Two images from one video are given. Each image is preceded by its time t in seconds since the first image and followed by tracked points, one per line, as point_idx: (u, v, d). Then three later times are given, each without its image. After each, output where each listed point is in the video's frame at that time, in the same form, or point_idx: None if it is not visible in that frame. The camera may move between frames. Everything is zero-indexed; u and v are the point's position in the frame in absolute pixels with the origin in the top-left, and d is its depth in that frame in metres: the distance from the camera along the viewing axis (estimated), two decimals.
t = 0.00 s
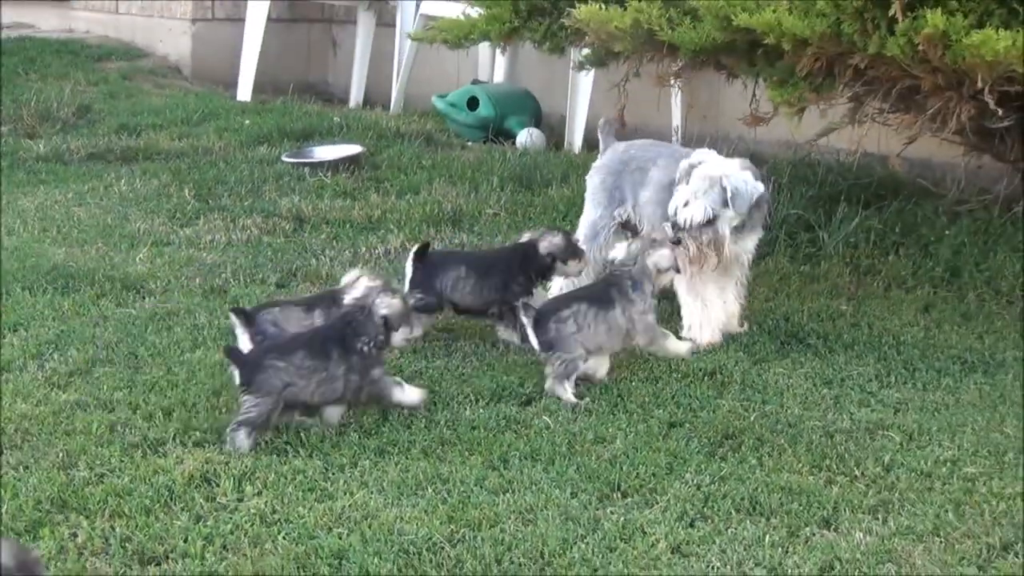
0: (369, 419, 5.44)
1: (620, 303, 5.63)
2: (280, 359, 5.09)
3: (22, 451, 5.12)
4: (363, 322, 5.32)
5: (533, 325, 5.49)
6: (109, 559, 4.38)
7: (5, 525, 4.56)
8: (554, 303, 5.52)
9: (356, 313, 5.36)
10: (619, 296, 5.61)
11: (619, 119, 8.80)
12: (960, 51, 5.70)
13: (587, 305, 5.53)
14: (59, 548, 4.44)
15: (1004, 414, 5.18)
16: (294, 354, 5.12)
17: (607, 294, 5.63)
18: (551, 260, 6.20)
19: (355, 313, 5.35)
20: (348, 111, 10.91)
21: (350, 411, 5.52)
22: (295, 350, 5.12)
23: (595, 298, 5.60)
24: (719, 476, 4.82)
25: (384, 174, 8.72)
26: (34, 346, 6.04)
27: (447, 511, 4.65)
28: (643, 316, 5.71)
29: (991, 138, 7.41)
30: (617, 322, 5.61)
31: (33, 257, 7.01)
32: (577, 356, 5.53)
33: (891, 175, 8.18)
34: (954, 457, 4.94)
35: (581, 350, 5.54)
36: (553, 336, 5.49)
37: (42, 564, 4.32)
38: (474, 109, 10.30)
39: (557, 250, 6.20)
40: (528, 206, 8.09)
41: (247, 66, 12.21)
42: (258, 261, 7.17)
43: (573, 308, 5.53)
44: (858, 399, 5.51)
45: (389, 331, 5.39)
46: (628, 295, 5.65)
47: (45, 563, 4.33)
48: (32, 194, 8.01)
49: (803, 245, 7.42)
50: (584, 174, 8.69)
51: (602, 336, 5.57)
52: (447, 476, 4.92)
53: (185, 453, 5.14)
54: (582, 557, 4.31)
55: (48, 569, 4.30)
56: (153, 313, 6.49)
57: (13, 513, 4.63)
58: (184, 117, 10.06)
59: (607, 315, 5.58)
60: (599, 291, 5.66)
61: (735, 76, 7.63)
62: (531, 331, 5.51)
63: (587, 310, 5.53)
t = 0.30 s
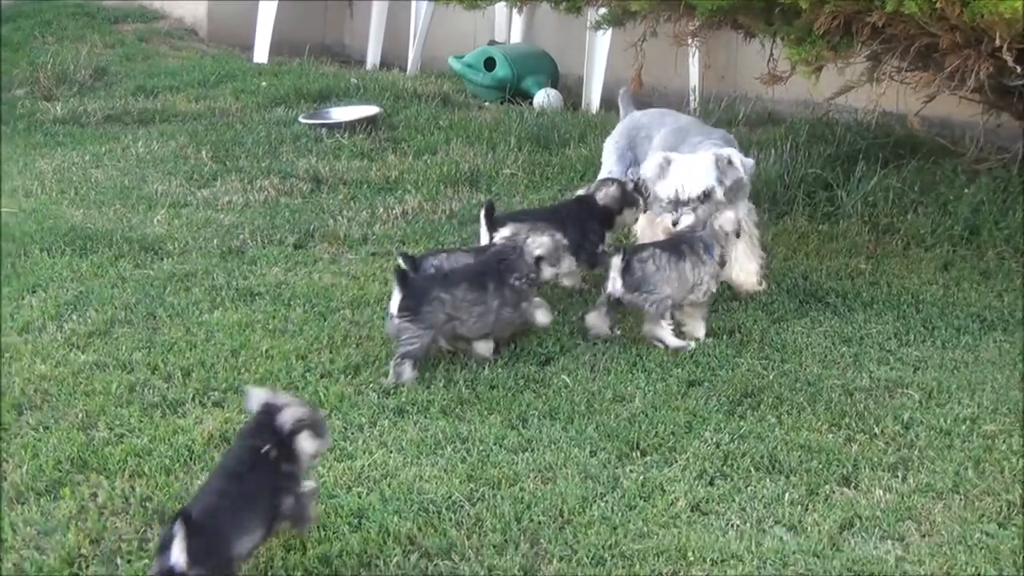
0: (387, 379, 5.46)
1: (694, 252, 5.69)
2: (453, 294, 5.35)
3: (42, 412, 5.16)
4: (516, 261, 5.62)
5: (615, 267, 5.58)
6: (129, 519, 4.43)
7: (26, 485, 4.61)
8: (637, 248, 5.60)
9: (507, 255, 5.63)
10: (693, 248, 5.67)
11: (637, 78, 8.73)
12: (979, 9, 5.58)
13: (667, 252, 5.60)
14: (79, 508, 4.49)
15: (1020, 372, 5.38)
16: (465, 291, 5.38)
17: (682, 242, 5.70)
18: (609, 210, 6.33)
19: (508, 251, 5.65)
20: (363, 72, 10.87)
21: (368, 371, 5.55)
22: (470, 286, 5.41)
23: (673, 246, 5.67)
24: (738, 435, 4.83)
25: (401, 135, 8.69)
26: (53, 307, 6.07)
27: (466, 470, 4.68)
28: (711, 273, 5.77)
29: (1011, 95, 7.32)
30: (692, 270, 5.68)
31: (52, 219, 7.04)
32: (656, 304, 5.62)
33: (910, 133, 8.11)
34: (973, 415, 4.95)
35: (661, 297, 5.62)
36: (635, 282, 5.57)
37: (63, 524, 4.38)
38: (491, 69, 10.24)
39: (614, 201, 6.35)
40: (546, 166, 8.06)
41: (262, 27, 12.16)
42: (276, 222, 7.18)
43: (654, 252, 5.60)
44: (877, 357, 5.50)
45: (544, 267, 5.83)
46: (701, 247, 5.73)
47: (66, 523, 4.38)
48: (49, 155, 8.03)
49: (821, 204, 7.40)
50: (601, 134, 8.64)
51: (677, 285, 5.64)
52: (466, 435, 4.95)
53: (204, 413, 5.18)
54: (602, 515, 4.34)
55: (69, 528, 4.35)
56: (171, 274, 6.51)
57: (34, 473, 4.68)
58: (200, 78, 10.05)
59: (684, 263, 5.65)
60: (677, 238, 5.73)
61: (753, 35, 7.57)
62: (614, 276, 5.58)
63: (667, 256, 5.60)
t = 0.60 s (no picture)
0: (405, 360, 5.47)
1: (737, 247, 5.58)
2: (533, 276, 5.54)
3: (61, 388, 5.20)
4: (608, 223, 5.65)
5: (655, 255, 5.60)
6: (146, 497, 4.46)
7: (44, 461, 4.65)
8: (675, 238, 5.56)
9: (599, 216, 5.66)
10: (735, 242, 5.56)
11: (658, 60, 8.68)
12: None
13: (706, 245, 5.52)
14: (97, 485, 4.53)
15: None
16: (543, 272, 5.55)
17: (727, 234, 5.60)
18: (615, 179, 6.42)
19: (599, 214, 5.65)
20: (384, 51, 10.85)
21: (385, 351, 5.56)
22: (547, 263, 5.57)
23: (715, 238, 5.57)
24: (756, 419, 4.83)
25: (421, 115, 8.67)
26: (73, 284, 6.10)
27: (483, 451, 4.69)
28: (757, 271, 5.65)
29: None
30: (734, 265, 5.58)
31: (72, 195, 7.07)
32: (690, 295, 5.53)
33: (933, 118, 8.03)
34: (992, 403, 4.93)
35: (696, 288, 5.54)
36: (668, 272, 5.55)
37: (81, 500, 4.43)
38: (512, 50, 10.21)
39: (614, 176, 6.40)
40: (565, 148, 8.03)
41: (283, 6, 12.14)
42: (295, 201, 7.19)
43: (691, 244, 5.54)
44: (896, 343, 5.48)
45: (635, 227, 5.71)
46: (746, 241, 5.61)
47: (83, 500, 4.43)
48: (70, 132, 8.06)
49: (841, 189, 7.35)
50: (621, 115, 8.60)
51: (714, 278, 5.57)
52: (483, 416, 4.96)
53: (222, 391, 5.21)
54: (618, 498, 4.35)
55: (86, 505, 4.39)
56: (190, 252, 6.53)
57: (51, 450, 4.72)
58: (221, 56, 10.05)
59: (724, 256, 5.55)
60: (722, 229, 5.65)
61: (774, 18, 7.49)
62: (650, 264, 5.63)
63: (706, 249, 5.53)
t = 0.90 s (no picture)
0: (408, 356, 5.47)
1: (770, 247, 5.50)
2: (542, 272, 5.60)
3: (63, 381, 5.21)
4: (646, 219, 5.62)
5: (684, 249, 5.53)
6: (148, 491, 4.47)
7: (46, 454, 4.66)
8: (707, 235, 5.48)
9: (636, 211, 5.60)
10: (767, 243, 5.47)
11: (663, 59, 8.68)
12: None
13: (737, 244, 5.44)
14: (98, 478, 4.54)
15: None
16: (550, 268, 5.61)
17: (761, 234, 5.51)
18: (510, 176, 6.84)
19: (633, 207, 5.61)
20: (388, 47, 10.83)
21: (388, 347, 5.56)
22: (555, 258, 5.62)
23: (747, 238, 5.48)
24: (759, 419, 4.83)
25: (425, 111, 8.67)
26: (76, 277, 6.11)
27: (486, 448, 4.70)
28: (786, 271, 5.56)
29: None
30: (763, 265, 5.50)
31: (76, 188, 7.08)
32: (712, 293, 5.50)
33: (937, 118, 8.02)
34: (996, 404, 4.93)
35: (720, 286, 5.50)
36: (695, 268, 5.49)
37: (82, 493, 4.43)
38: (516, 47, 10.20)
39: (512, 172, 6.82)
40: (569, 145, 8.03)
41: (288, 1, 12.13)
42: (299, 196, 7.19)
43: (721, 242, 5.47)
44: (900, 343, 5.48)
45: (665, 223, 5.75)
46: (780, 242, 5.51)
47: (85, 493, 4.43)
48: (74, 124, 8.06)
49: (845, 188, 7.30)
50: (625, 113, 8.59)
51: (744, 276, 5.51)
52: (486, 413, 4.97)
53: (225, 386, 5.22)
54: (620, 497, 4.36)
55: (87, 498, 4.40)
56: (193, 245, 6.53)
57: (53, 443, 4.73)
58: (225, 51, 10.05)
59: (754, 255, 5.48)
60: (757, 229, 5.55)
61: (780, 16, 7.49)
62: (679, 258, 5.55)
63: (737, 249, 5.46)
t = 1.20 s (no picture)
0: (410, 341, 5.49)
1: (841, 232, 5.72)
2: (547, 257, 5.66)
3: (64, 363, 5.22)
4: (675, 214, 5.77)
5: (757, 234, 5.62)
6: (149, 473, 4.49)
7: (47, 436, 4.67)
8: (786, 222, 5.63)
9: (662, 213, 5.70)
10: (843, 225, 5.68)
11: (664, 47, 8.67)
12: None
13: (813, 228, 5.62)
14: (100, 460, 4.55)
15: None
16: (555, 252, 5.68)
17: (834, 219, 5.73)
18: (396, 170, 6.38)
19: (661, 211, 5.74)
20: (388, 32, 10.81)
21: (389, 332, 5.57)
22: (560, 242, 5.70)
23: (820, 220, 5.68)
24: (761, 407, 4.86)
25: (426, 97, 8.66)
26: (77, 259, 6.11)
27: (488, 434, 4.72)
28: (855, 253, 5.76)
29: None
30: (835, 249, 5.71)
31: (76, 170, 7.07)
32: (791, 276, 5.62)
33: (939, 109, 8.03)
34: (997, 394, 4.96)
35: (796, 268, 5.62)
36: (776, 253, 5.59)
37: (84, 476, 4.45)
38: (517, 33, 10.19)
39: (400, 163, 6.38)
40: (570, 132, 8.03)
41: None
42: (300, 181, 7.19)
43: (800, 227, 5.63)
44: (901, 333, 5.51)
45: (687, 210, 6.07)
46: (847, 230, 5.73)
47: (86, 475, 4.45)
48: (75, 107, 8.05)
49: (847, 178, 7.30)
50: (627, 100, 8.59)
51: (818, 259, 5.67)
52: (489, 399, 4.99)
53: (227, 370, 5.23)
54: (623, 484, 4.39)
55: (90, 480, 4.42)
56: (194, 229, 6.53)
57: (55, 425, 4.75)
58: (226, 34, 10.02)
59: (826, 238, 5.67)
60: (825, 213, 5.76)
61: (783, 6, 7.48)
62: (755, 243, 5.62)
63: (813, 233, 5.63)
